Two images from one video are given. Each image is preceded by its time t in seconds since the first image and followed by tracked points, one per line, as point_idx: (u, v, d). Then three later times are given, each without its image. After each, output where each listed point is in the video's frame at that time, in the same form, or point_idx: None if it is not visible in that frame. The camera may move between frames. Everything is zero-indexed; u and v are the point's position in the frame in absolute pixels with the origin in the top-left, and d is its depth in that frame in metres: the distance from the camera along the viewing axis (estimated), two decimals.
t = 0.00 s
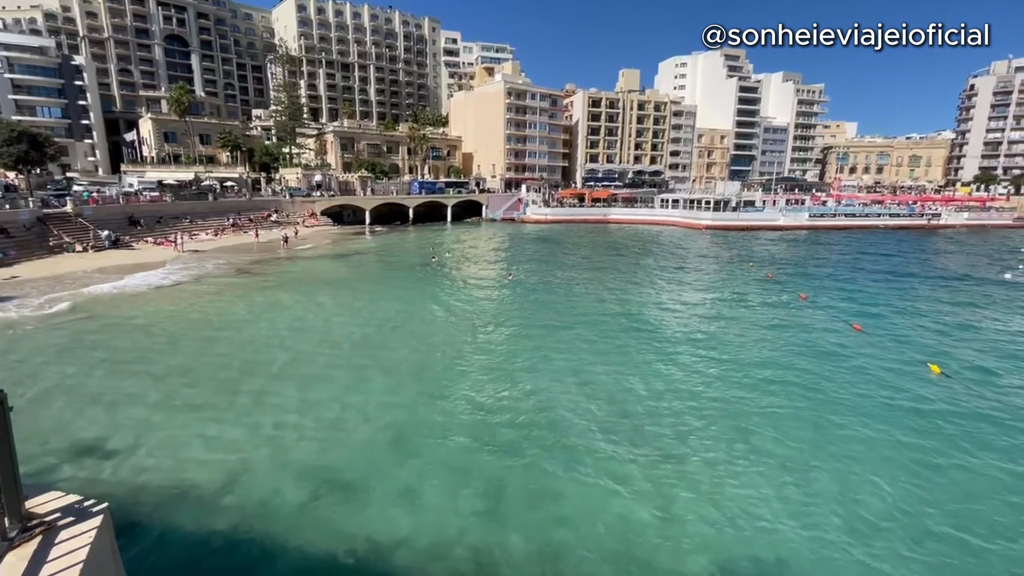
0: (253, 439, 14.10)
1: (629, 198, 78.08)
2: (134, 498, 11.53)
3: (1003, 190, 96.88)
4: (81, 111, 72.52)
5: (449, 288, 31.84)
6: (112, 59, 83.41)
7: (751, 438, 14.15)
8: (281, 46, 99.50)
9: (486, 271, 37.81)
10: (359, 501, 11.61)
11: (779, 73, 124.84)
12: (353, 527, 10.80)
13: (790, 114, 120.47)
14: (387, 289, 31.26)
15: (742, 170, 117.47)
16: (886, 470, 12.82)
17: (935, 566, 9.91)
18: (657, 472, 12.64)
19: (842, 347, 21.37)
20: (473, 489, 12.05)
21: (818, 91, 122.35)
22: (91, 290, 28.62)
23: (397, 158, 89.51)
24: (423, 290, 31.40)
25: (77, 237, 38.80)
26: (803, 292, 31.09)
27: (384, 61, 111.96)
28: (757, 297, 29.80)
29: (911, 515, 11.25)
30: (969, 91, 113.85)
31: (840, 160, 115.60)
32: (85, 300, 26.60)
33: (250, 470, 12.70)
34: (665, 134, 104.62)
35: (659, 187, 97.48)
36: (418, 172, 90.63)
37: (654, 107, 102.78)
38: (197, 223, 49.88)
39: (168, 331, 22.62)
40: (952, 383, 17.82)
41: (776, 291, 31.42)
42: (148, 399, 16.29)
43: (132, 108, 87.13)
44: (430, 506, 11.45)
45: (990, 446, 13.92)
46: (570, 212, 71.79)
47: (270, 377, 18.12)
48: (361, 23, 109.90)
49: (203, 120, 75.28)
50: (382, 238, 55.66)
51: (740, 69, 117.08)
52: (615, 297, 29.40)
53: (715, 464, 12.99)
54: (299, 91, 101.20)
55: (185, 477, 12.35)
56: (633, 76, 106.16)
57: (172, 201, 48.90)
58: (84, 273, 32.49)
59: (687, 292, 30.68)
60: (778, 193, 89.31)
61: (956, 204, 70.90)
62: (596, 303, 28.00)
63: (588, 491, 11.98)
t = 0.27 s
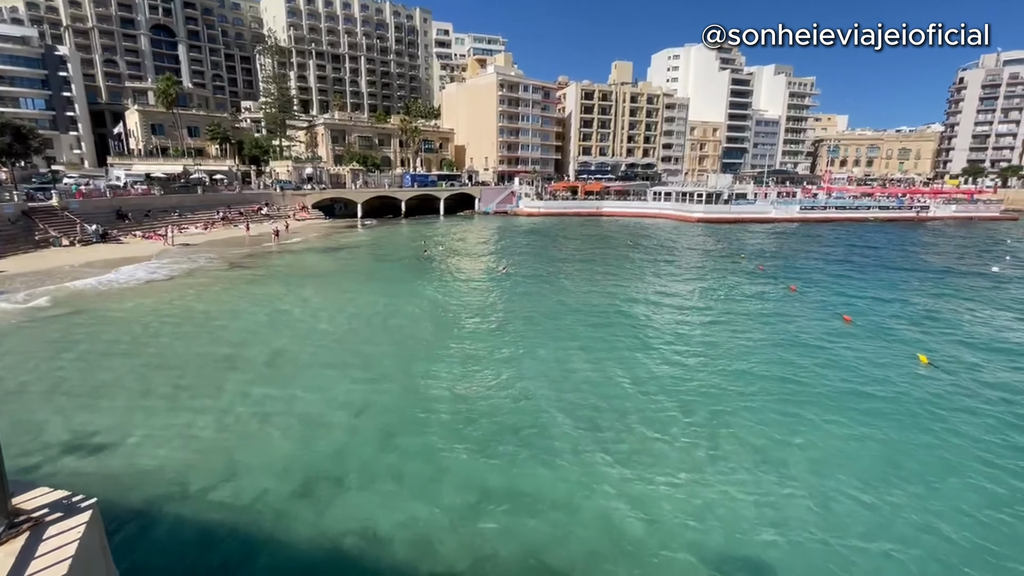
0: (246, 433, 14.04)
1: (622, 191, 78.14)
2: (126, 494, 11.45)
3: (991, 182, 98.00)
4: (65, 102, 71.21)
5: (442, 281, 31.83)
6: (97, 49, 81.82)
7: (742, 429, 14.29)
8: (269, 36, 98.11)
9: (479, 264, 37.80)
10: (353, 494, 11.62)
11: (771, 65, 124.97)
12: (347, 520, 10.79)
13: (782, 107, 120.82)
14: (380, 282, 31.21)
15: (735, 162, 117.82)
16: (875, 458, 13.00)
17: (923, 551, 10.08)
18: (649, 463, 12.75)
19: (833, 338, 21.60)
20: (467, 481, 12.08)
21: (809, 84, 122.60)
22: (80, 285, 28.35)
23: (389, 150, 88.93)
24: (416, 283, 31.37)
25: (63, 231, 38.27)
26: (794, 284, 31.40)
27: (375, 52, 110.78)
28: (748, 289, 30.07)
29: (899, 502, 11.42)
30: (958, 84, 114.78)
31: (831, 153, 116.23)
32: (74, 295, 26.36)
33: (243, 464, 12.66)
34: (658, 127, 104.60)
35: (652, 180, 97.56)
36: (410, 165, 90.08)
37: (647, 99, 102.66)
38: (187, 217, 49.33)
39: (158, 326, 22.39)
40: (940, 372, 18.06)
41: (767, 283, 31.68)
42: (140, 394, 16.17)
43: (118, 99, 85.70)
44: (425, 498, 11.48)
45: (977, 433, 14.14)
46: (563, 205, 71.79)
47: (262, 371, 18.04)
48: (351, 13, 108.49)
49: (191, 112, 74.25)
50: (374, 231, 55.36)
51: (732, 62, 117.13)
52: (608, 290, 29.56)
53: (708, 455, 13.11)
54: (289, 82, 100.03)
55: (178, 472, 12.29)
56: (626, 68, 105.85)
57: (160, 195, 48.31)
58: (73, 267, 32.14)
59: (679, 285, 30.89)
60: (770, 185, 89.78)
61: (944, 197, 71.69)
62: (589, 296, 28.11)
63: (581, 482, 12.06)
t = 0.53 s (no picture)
0: (239, 428, 13.98)
1: (614, 184, 78.21)
2: (116, 490, 11.34)
3: (977, 175, 99.28)
4: (48, 94, 69.78)
5: (434, 275, 31.79)
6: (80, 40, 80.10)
7: (733, 421, 14.42)
8: (258, 27, 96.69)
9: (471, 258, 37.77)
10: (346, 489, 11.59)
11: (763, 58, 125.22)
12: (340, 515, 10.78)
13: (773, 101, 121.21)
14: (372, 276, 31.11)
15: (726, 156, 118.24)
16: (863, 447, 13.18)
17: (908, 537, 10.27)
18: (642, 455, 12.85)
19: (822, 330, 21.83)
20: (460, 474, 12.12)
21: (800, 78, 123.08)
22: (67, 280, 27.95)
23: (380, 143, 88.28)
24: (408, 277, 31.31)
25: (48, 226, 37.64)
26: (784, 277, 31.72)
27: (365, 44, 109.57)
28: (739, 282, 30.35)
29: (887, 490, 11.60)
30: (946, 78, 115.87)
31: (821, 147, 116.98)
32: (61, 290, 26.00)
33: (234, 460, 12.59)
34: (650, 120, 104.65)
35: (644, 173, 97.77)
36: (402, 158, 89.47)
37: (639, 93, 102.57)
38: (175, 211, 48.68)
39: (147, 321, 22.13)
40: (926, 363, 18.35)
41: (757, 276, 31.99)
42: (129, 390, 15.99)
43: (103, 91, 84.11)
44: (418, 492, 11.48)
45: (961, 422, 14.41)
46: (555, 198, 71.76)
47: (254, 366, 17.91)
48: (341, 4, 107.11)
49: (178, 104, 73.15)
50: (366, 225, 55.06)
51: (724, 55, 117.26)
52: (600, 284, 29.70)
53: (700, 446, 13.21)
54: (278, 74, 98.72)
55: (169, 468, 12.20)
56: (618, 61, 105.59)
57: (147, 188, 47.63)
58: (59, 262, 31.67)
59: (671, 278, 31.10)
60: (761, 179, 90.37)
61: (932, 190, 72.49)
62: (582, 290, 28.19)
63: (573, 475, 12.13)
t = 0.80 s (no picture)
0: (228, 425, 13.86)
1: (606, 179, 78.20)
2: (103, 488, 11.21)
3: (964, 170, 100.55)
4: (31, 86, 68.39)
5: (426, 270, 31.72)
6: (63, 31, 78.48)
7: (724, 415, 14.53)
8: (246, 19, 95.33)
9: (464, 253, 37.70)
10: (338, 486, 11.54)
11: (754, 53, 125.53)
12: (332, 511, 10.73)
13: (764, 96, 121.64)
14: (364, 272, 30.97)
15: (717, 151, 118.69)
16: (851, 439, 13.35)
17: (895, 528, 10.40)
18: (634, 449, 12.92)
19: (811, 324, 22.02)
20: (452, 470, 12.10)
21: (790, 73, 123.59)
22: (53, 275, 27.57)
23: (371, 138, 87.60)
24: (400, 272, 31.21)
25: (33, 221, 37.03)
26: (774, 272, 32.02)
27: (356, 37, 108.41)
28: (730, 277, 30.60)
29: (875, 482, 11.73)
30: (934, 74, 117.01)
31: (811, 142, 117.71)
32: (47, 286, 25.64)
33: (225, 456, 12.50)
34: (642, 115, 104.71)
35: (636, 168, 97.94)
36: (393, 153, 88.87)
37: (631, 87, 102.49)
38: (163, 206, 48.00)
39: (136, 317, 21.90)
40: (912, 357, 18.59)
41: (748, 270, 32.26)
42: (116, 387, 15.80)
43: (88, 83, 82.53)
44: (411, 488, 11.45)
45: (947, 414, 14.61)
46: (547, 193, 71.68)
47: (244, 362, 17.77)
48: None
49: (164, 97, 72.04)
50: (357, 220, 54.70)
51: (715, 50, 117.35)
52: (593, 278, 29.82)
53: (691, 440, 13.29)
54: (267, 67, 97.44)
55: (158, 465, 12.08)
56: (610, 56, 105.38)
57: (134, 183, 46.96)
58: (44, 258, 31.21)
59: (663, 273, 31.28)
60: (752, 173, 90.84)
61: (920, 185, 73.26)
62: (574, 285, 28.27)
63: (565, 469, 12.19)
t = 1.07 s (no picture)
0: (220, 423, 13.75)
1: (599, 175, 78.28)
2: (93, 486, 11.11)
3: (950, 167, 101.89)
4: (14, 80, 67.19)
5: (419, 266, 31.63)
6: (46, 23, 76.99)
7: (716, 410, 14.65)
8: (234, 12, 94.20)
9: (456, 249, 37.64)
10: (331, 483, 11.50)
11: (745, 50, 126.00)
12: (325, 509, 10.70)
13: (755, 93, 122.20)
14: (356, 268, 30.88)
15: (709, 147, 119.23)
16: (839, 434, 13.52)
17: (883, 521, 10.55)
18: (626, 445, 13.00)
19: (799, 320, 22.27)
20: (446, 467, 12.10)
21: (781, 70, 124.15)
22: (40, 272, 27.20)
23: (363, 133, 87.06)
24: (392, 268, 31.14)
25: (17, 217, 36.47)
26: (764, 268, 32.34)
27: (347, 31, 107.41)
28: (721, 272, 30.89)
29: (861, 476, 11.89)
30: (922, 71, 118.24)
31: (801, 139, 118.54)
32: (34, 283, 25.35)
33: (214, 454, 12.43)
34: (634, 111, 104.86)
35: (628, 164, 98.09)
36: (385, 149, 88.36)
37: (624, 83, 102.58)
38: (151, 202, 47.43)
39: (124, 314, 21.69)
40: (901, 352, 18.84)
41: (739, 266, 32.55)
42: (105, 385, 15.63)
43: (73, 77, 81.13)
44: (404, 485, 11.45)
45: (934, 408, 14.84)
46: (540, 189, 71.66)
47: (236, 360, 17.63)
48: None
49: (152, 91, 71.12)
50: (348, 216, 54.44)
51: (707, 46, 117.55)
52: (586, 275, 29.95)
53: (683, 435, 13.38)
54: (256, 61, 96.44)
55: (149, 464, 11.98)
56: (602, 52, 105.36)
57: (122, 178, 46.32)
58: (30, 254, 30.77)
59: (655, 269, 31.50)
60: (743, 170, 91.36)
61: (907, 181, 74.05)
62: (568, 281, 28.36)
63: (556, 465, 12.22)
